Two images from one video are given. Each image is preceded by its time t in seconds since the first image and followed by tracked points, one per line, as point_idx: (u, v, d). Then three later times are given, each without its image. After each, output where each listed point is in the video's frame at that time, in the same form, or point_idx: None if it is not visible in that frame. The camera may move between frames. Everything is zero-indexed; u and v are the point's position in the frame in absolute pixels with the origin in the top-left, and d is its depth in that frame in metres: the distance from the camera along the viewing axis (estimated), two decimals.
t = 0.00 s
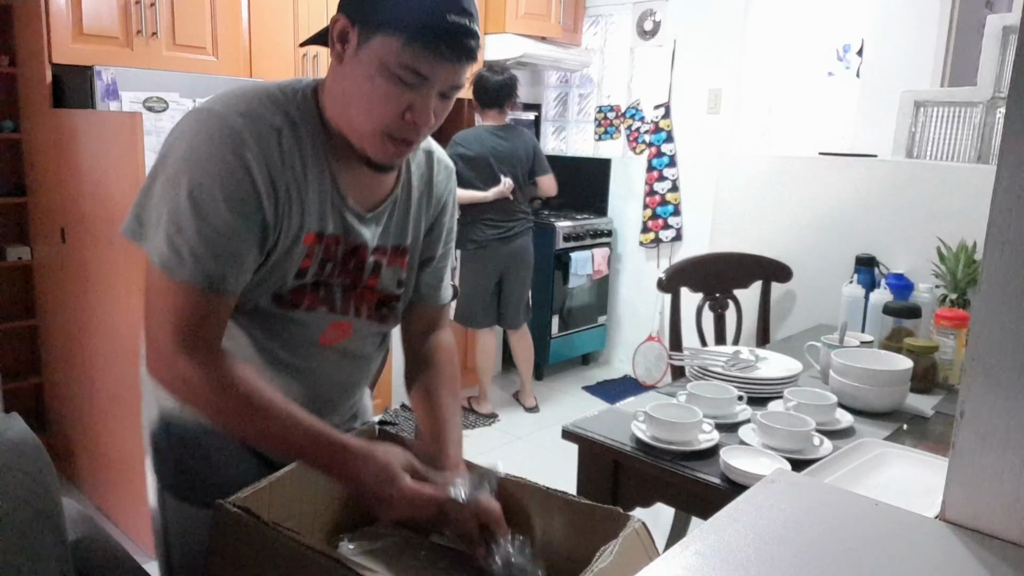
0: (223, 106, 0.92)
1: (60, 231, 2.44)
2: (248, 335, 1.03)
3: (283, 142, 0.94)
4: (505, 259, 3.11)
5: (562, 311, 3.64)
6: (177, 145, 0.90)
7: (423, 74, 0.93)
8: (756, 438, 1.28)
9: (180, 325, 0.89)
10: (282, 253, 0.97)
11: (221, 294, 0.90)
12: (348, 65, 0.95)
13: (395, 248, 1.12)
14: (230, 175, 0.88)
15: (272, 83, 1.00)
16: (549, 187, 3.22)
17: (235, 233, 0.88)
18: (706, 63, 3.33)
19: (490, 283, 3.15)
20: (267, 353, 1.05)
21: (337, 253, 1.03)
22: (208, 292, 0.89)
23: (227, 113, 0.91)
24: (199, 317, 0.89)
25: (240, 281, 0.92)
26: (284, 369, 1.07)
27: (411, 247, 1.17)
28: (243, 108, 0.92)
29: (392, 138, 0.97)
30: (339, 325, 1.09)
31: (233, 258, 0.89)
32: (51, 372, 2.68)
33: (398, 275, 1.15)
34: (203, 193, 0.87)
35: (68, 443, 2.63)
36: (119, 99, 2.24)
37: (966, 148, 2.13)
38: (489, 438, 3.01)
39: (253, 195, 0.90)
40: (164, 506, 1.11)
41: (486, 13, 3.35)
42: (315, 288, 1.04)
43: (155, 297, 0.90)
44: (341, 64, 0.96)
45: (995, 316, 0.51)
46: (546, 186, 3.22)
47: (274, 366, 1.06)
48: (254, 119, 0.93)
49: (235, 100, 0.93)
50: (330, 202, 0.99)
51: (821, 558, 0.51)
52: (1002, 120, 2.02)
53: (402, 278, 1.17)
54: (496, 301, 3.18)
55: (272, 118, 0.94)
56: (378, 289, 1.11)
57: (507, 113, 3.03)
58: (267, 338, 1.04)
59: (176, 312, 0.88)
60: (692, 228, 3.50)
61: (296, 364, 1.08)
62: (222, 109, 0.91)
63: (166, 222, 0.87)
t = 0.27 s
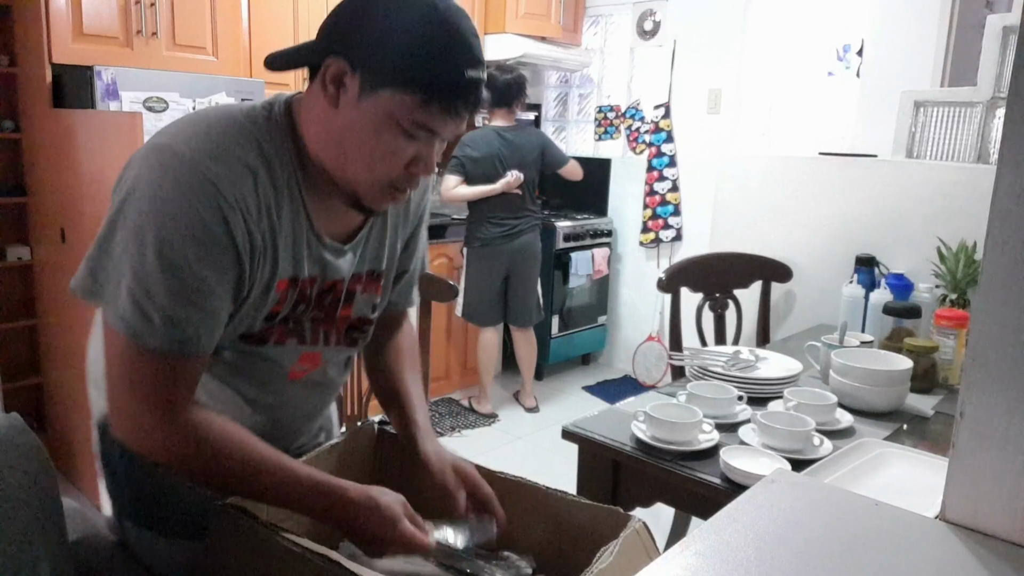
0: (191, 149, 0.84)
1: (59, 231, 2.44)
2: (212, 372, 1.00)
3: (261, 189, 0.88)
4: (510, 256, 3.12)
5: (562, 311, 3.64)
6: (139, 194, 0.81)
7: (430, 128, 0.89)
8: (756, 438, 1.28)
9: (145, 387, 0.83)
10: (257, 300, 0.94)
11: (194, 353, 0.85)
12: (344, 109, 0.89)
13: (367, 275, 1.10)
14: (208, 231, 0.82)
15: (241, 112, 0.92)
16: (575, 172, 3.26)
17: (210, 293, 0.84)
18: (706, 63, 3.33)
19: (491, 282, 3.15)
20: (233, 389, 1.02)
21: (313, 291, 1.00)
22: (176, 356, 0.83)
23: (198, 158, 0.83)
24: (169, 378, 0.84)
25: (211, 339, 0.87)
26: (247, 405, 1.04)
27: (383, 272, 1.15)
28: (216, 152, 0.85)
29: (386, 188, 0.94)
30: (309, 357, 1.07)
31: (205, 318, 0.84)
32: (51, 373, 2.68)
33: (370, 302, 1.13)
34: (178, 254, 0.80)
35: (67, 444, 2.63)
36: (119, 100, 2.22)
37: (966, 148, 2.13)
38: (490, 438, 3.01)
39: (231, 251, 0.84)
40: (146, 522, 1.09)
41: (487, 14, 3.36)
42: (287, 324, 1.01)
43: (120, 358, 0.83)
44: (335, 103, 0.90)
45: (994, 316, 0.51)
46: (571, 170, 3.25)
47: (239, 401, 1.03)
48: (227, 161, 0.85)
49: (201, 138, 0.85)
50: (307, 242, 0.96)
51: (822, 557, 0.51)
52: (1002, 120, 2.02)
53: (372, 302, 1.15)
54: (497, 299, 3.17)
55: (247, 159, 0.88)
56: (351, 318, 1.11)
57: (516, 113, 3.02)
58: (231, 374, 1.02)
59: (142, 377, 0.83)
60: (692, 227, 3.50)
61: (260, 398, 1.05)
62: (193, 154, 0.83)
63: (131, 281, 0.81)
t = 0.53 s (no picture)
0: (206, 168, 0.81)
1: (59, 231, 2.44)
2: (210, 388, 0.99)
3: (275, 211, 0.87)
4: (519, 256, 3.13)
5: (562, 311, 3.64)
6: (149, 213, 0.78)
7: (452, 158, 0.91)
8: (756, 438, 1.28)
9: (144, 402, 0.81)
10: (260, 319, 0.93)
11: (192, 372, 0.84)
12: (369, 138, 0.88)
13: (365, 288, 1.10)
14: (224, 256, 0.80)
15: (251, 126, 0.89)
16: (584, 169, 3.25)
17: (219, 317, 0.82)
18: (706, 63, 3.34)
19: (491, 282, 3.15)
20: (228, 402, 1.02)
21: (319, 309, 1.00)
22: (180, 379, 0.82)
23: (215, 180, 0.80)
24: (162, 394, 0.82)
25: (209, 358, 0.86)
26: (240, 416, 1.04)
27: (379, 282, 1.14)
28: (231, 172, 0.82)
29: (401, 210, 0.96)
30: (304, 369, 1.07)
31: (210, 339, 0.83)
32: (51, 373, 2.68)
33: (366, 311, 1.14)
34: (194, 280, 0.78)
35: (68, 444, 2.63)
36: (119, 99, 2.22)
37: (966, 148, 2.13)
38: (490, 438, 3.01)
39: (243, 275, 0.83)
40: (134, 526, 1.08)
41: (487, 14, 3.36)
42: (287, 338, 1.01)
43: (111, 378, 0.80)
44: (357, 130, 0.88)
45: (994, 316, 0.51)
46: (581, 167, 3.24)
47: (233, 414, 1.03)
48: (246, 184, 0.83)
49: (216, 159, 0.82)
50: (317, 261, 0.96)
51: (822, 557, 0.51)
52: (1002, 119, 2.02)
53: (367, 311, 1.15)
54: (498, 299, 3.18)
55: (265, 182, 0.86)
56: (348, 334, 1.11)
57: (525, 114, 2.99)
58: (228, 389, 1.01)
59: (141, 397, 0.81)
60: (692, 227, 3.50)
61: (254, 410, 1.05)
62: (213, 177, 0.80)
63: (140, 306, 0.78)
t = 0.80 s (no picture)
0: (232, 161, 0.83)
1: (59, 230, 2.44)
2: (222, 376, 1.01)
3: (295, 210, 0.88)
4: (524, 256, 3.14)
5: (562, 311, 3.64)
6: (171, 193, 0.80)
7: (474, 172, 0.92)
8: (756, 437, 1.28)
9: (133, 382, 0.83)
10: (270, 313, 0.94)
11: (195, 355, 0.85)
12: (395, 144, 0.90)
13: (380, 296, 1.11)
14: (237, 243, 0.81)
15: (281, 129, 0.91)
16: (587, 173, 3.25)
17: (228, 304, 0.84)
18: (706, 63, 3.33)
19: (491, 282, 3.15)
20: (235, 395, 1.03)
21: (331, 312, 1.01)
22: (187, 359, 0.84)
23: (240, 174, 0.82)
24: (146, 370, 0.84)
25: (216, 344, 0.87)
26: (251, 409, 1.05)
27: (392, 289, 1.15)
28: (257, 167, 0.85)
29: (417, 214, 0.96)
30: (315, 369, 1.07)
31: (218, 324, 0.84)
32: (50, 373, 2.68)
33: (379, 317, 1.14)
34: (209, 265, 0.80)
35: (67, 444, 2.64)
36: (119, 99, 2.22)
37: (966, 148, 2.13)
38: (490, 437, 3.01)
39: (255, 266, 0.85)
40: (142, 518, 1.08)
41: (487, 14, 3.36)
42: (299, 337, 1.02)
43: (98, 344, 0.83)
44: (382, 137, 0.90)
45: (994, 316, 0.51)
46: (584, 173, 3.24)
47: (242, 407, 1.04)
48: (269, 177, 0.85)
49: (242, 153, 0.85)
50: (333, 264, 0.96)
51: (823, 557, 0.51)
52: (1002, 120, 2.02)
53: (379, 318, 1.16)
54: (498, 299, 3.18)
55: (288, 178, 0.87)
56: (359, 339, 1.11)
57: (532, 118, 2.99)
58: (238, 380, 1.02)
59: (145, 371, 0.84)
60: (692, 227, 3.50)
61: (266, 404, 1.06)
62: (239, 169, 0.83)
63: (158, 287, 0.79)
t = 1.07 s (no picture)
0: (255, 152, 0.84)
1: (59, 230, 2.45)
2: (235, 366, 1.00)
3: (313, 200, 0.89)
4: (528, 256, 3.15)
5: (562, 311, 3.64)
6: (195, 180, 0.82)
7: (488, 164, 0.92)
8: (756, 438, 1.28)
9: (168, 361, 0.86)
10: (284, 302, 0.94)
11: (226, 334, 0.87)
12: (410, 136, 0.90)
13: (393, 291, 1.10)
14: (256, 228, 0.83)
15: (302, 124, 0.92)
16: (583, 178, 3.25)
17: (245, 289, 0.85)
18: (705, 63, 3.34)
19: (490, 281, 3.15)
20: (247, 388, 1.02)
21: (345, 303, 1.00)
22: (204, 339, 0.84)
23: (261, 164, 0.84)
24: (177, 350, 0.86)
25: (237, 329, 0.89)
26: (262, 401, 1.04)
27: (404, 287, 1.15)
28: (279, 159, 0.86)
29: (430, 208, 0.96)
30: (326, 363, 1.07)
31: (233, 307, 0.86)
32: (50, 373, 2.68)
33: (391, 314, 1.14)
34: (227, 248, 0.82)
35: (67, 444, 2.63)
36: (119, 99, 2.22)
37: (966, 148, 2.13)
38: (490, 437, 3.01)
39: (271, 252, 0.86)
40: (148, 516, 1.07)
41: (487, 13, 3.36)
42: (313, 330, 1.01)
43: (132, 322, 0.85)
44: (398, 129, 0.90)
45: (994, 317, 0.51)
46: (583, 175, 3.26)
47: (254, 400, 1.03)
48: (288, 168, 0.86)
49: (265, 144, 0.86)
50: (347, 258, 0.96)
51: (823, 557, 0.51)
52: (1002, 120, 2.02)
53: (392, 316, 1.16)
54: (498, 299, 3.18)
55: (305, 169, 0.88)
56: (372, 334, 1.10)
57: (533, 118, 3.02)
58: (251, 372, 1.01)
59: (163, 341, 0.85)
60: (692, 227, 3.50)
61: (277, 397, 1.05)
62: (260, 159, 0.84)
63: (186, 267, 0.82)
